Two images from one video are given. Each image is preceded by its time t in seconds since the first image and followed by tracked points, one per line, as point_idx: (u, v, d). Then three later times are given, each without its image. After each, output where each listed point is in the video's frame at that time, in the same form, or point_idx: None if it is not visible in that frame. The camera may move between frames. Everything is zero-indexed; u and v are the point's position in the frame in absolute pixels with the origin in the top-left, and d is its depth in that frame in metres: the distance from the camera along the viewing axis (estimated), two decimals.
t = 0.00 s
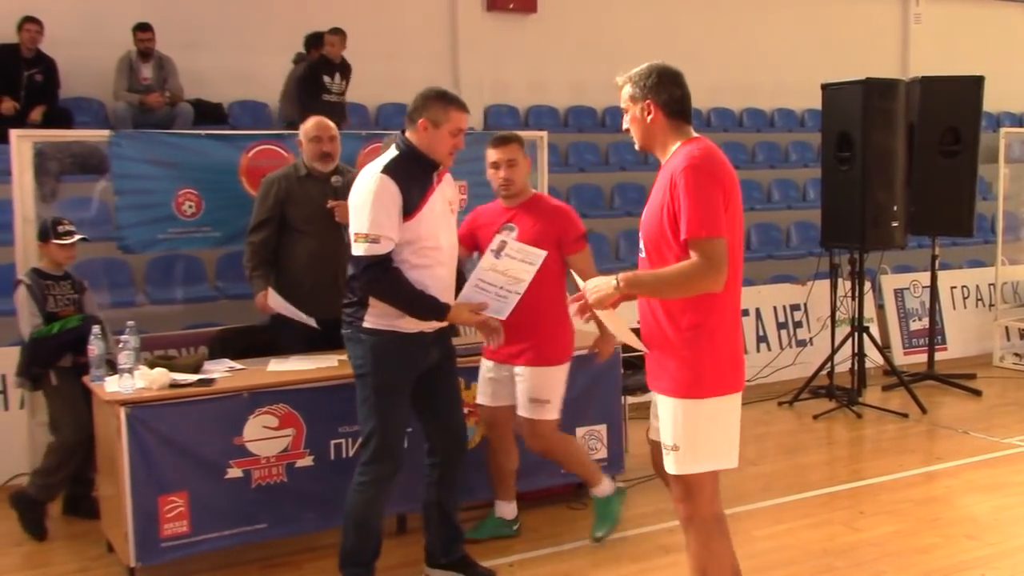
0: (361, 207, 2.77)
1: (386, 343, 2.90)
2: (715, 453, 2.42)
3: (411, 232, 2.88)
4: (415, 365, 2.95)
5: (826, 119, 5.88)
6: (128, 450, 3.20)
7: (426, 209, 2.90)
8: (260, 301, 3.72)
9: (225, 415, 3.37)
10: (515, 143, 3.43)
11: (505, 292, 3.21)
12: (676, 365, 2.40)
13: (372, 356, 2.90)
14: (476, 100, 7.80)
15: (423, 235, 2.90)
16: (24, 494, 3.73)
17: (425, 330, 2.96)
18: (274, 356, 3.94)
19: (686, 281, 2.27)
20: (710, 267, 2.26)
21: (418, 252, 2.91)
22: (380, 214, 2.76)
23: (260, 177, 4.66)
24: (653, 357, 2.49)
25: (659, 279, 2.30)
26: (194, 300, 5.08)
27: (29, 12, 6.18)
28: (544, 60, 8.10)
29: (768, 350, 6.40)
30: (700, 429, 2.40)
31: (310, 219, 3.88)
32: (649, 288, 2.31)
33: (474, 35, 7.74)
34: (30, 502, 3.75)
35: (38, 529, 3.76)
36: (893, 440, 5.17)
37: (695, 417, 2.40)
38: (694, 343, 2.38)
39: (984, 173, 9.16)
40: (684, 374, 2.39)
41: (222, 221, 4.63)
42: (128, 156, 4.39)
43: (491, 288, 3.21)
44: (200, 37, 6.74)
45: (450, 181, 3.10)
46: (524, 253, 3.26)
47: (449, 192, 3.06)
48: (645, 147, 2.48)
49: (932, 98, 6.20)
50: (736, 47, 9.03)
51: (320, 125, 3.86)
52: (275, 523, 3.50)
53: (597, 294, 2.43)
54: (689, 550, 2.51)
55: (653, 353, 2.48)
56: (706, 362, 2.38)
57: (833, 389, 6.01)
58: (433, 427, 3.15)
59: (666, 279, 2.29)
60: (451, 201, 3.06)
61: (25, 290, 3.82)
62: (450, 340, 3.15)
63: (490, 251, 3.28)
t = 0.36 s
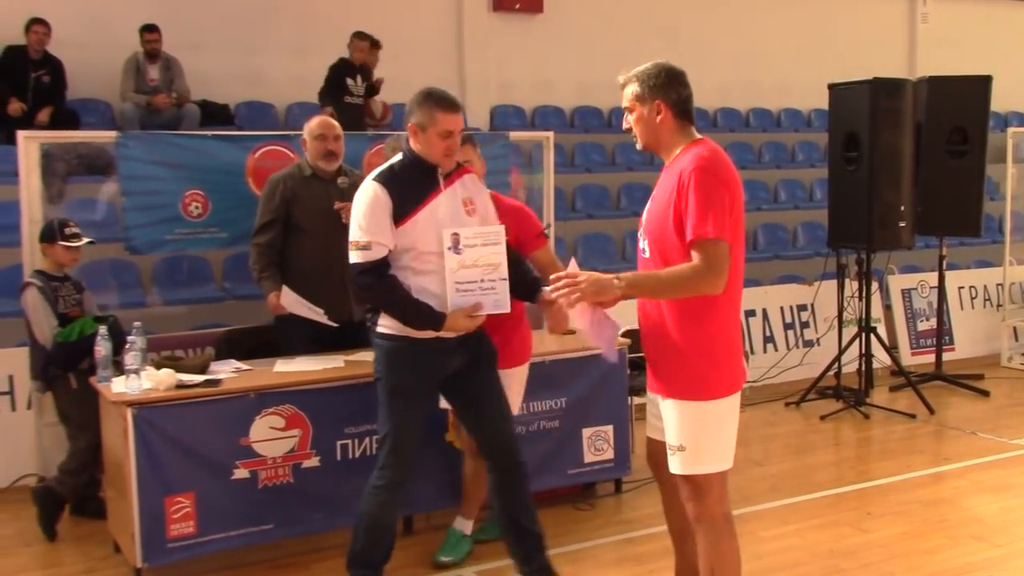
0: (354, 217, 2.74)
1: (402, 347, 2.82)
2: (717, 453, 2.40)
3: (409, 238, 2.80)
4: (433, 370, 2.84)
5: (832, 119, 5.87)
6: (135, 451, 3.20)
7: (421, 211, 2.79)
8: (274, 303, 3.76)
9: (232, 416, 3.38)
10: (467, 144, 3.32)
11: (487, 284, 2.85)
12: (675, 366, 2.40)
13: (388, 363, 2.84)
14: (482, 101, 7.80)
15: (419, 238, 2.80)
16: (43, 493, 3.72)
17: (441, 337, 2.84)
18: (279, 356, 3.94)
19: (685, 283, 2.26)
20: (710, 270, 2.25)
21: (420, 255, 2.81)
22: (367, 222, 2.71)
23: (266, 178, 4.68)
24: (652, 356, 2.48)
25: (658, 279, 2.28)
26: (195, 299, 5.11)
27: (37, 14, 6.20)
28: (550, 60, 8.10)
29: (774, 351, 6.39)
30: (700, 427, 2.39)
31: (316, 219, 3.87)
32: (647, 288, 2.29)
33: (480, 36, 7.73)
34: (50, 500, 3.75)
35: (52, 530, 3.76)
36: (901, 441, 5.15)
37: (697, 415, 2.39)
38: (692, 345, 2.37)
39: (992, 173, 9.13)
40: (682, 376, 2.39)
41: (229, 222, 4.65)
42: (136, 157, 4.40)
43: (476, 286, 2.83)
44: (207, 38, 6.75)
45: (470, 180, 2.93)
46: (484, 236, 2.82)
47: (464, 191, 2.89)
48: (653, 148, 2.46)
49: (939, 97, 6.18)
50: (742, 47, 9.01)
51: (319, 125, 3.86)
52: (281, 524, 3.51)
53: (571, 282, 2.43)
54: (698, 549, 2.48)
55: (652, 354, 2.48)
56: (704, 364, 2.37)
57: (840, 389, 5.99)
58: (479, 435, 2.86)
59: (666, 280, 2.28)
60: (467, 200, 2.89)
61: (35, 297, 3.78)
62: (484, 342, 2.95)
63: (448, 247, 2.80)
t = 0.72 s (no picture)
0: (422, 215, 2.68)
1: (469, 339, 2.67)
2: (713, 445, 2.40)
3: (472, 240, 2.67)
4: (500, 370, 2.69)
5: (837, 120, 5.86)
6: (138, 451, 3.21)
7: (485, 216, 2.66)
8: (273, 313, 3.75)
9: (235, 416, 3.38)
10: (445, 148, 3.24)
11: (520, 292, 2.60)
12: (689, 368, 2.37)
13: (454, 354, 2.69)
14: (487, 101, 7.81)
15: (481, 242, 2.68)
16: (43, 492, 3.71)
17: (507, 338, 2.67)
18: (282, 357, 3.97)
19: (712, 281, 2.27)
20: (734, 266, 2.27)
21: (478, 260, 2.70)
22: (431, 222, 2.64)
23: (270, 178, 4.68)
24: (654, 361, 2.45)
25: (687, 279, 2.29)
26: (207, 300, 5.18)
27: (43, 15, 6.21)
28: (555, 60, 8.10)
29: (778, 352, 6.38)
30: (701, 421, 2.39)
31: (317, 222, 3.86)
32: (676, 288, 2.31)
33: (484, 37, 7.74)
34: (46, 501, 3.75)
35: (50, 531, 3.75)
36: (905, 442, 5.14)
37: (697, 407, 2.38)
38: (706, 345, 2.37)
39: (997, 175, 9.11)
40: (698, 376, 2.37)
41: (234, 222, 4.66)
42: (140, 158, 4.40)
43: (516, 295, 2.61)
44: (211, 39, 6.76)
45: (553, 184, 2.76)
46: (518, 242, 2.60)
47: (541, 196, 2.73)
48: (649, 156, 2.43)
49: (944, 98, 6.16)
50: (747, 48, 9.01)
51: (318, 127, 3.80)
52: (284, 524, 3.51)
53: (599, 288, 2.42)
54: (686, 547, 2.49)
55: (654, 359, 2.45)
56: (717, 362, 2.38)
57: (844, 390, 5.98)
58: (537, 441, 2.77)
59: (694, 281, 2.28)
60: (543, 205, 2.74)
61: (42, 299, 3.79)
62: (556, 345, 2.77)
63: (483, 255, 2.64)
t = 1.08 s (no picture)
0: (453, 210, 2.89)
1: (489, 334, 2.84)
2: (708, 451, 2.39)
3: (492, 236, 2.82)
4: (515, 365, 2.84)
5: (835, 120, 5.87)
6: (136, 452, 3.21)
7: (502, 212, 2.79)
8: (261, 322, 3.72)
9: (233, 417, 3.39)
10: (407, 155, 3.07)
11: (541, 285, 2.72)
12: (689, 375, 2.37)
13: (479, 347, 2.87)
14: (485, 102, 7.81)
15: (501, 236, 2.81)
16: (46, 497, 3.70)
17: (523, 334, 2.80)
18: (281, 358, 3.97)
19: (709, 289, 2.25)
20: (730, 271, 2.25)
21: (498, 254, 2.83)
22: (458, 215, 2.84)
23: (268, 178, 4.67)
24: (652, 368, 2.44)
25: (684, 293, 2.27)
26: (204, 301, 5.11)
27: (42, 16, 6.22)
28: (554, 61, 8.10)
29: (776, 352, 6.38)
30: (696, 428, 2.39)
31: (313, 223, 3.86)
32: (674, 306, 2.29)
33: (483, 37, 7.75)
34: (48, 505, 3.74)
35: (54, 536, 3.74)
36: (904, 442, 5.14)
37: (692, 415, 2.39)
38: (702, 349, 2.37)
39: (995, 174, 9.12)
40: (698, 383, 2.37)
41: (232, 223, 4.66)
42: (137, 159, 4.41)
43: (526, 289, 2.73)
44: (210, 40, 6.77)
45: (572, 185, 2.82)
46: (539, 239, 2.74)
47: (557, 195, 2.80)
48: (643, 156, 2.45)
49: (941, 97, 6.17)
50: (745, 48, 9.01)
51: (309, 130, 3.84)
52: (283, 525, 3.52)
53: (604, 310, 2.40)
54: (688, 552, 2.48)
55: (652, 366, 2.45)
56: (713, 364, 2.39)
57: (842, 390, 5.99)
58: (554, 440, 2.88)
59: (691, 293, 2.26)
60: (559, 204, 2.80)
61: (39, 297, 3.82)
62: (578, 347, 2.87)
63: (502, 249, 2.76)
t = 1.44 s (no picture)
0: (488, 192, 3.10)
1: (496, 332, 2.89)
2: (685, 457, 2.40)
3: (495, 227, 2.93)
4: (515, 365, 2.87)
5: (830, 121, 5.88)
6: (133, 453, 3.21)
7: (499, 202, 2.89)
8: (255, 327, 3.78)
9: (229, 418, 3.39)
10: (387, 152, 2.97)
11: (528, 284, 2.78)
12: (663, 379, 2.38)
13: (486, 343, 2.92)
14: (481, 102, 7.82)
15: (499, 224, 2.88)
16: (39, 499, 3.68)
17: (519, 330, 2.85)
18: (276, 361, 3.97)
19: (677, 290, 2.26)
20: (697, 271, 2.26)
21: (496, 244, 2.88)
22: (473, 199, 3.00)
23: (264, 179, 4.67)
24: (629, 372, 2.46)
25: (650, 296, 2.29)
26: (198, 304, 5.07)
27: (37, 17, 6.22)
28: (550, 61, 8.11)
29: (772, 352, 6.39)
30: (672, 433, 2.39)
31: (300, 225, 3.87)
32: (640, 309, 2.31)
33: (479, 38, 7.76)
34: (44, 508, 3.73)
35: (47, 537, 3.74)
36: (899, 442, 5.15)
37: (668, 420, 2.39)
38: (678, 352, 2.38)
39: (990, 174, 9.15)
40: (672, 388, 2.38)
41: (227, 224, 4.67)
42: (132, 160, 4.42)
43: (520, 284, 2.79)
44: (206, 41, 6.76)
45: (571, 184, 2.79)
46: (537, 235, 2.76)
47: (556, 193, 2.78)
48: (623, 155, 2.47)
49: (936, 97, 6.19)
50: (741, 50, 9.03)
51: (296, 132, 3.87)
52: (279, 526, 3.52)
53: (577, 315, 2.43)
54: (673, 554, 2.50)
55: (628, 369, 2.47)
56: (687, 369, 2.39)
57: (838, 391, 6.00)
58: (555, 435, 2.89)
59: (658, 294, 2.28)
60: (555, 202, 2.78)
61: (34, 299, 3.78)
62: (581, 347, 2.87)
63: (500, 241, 2.82)
